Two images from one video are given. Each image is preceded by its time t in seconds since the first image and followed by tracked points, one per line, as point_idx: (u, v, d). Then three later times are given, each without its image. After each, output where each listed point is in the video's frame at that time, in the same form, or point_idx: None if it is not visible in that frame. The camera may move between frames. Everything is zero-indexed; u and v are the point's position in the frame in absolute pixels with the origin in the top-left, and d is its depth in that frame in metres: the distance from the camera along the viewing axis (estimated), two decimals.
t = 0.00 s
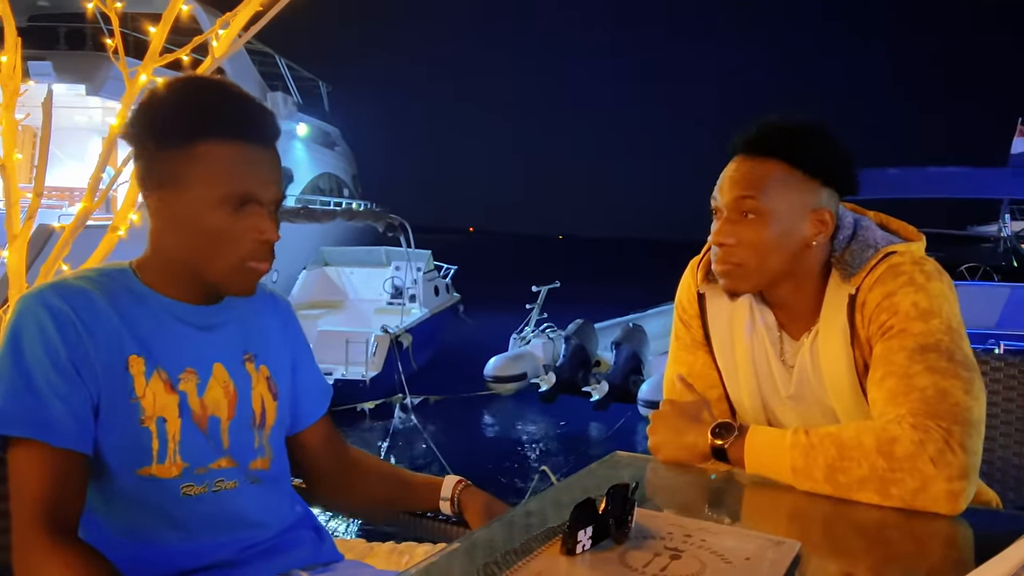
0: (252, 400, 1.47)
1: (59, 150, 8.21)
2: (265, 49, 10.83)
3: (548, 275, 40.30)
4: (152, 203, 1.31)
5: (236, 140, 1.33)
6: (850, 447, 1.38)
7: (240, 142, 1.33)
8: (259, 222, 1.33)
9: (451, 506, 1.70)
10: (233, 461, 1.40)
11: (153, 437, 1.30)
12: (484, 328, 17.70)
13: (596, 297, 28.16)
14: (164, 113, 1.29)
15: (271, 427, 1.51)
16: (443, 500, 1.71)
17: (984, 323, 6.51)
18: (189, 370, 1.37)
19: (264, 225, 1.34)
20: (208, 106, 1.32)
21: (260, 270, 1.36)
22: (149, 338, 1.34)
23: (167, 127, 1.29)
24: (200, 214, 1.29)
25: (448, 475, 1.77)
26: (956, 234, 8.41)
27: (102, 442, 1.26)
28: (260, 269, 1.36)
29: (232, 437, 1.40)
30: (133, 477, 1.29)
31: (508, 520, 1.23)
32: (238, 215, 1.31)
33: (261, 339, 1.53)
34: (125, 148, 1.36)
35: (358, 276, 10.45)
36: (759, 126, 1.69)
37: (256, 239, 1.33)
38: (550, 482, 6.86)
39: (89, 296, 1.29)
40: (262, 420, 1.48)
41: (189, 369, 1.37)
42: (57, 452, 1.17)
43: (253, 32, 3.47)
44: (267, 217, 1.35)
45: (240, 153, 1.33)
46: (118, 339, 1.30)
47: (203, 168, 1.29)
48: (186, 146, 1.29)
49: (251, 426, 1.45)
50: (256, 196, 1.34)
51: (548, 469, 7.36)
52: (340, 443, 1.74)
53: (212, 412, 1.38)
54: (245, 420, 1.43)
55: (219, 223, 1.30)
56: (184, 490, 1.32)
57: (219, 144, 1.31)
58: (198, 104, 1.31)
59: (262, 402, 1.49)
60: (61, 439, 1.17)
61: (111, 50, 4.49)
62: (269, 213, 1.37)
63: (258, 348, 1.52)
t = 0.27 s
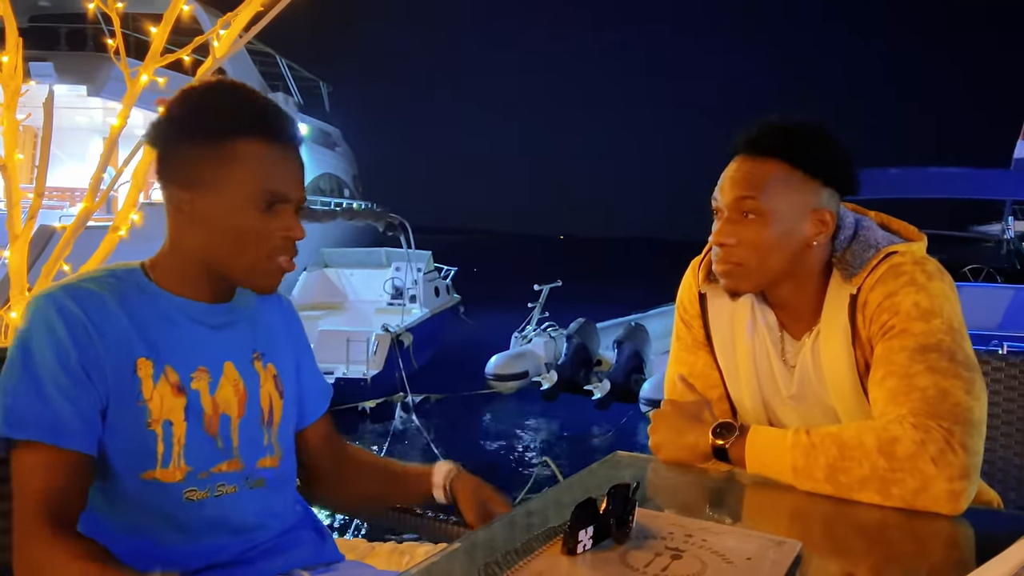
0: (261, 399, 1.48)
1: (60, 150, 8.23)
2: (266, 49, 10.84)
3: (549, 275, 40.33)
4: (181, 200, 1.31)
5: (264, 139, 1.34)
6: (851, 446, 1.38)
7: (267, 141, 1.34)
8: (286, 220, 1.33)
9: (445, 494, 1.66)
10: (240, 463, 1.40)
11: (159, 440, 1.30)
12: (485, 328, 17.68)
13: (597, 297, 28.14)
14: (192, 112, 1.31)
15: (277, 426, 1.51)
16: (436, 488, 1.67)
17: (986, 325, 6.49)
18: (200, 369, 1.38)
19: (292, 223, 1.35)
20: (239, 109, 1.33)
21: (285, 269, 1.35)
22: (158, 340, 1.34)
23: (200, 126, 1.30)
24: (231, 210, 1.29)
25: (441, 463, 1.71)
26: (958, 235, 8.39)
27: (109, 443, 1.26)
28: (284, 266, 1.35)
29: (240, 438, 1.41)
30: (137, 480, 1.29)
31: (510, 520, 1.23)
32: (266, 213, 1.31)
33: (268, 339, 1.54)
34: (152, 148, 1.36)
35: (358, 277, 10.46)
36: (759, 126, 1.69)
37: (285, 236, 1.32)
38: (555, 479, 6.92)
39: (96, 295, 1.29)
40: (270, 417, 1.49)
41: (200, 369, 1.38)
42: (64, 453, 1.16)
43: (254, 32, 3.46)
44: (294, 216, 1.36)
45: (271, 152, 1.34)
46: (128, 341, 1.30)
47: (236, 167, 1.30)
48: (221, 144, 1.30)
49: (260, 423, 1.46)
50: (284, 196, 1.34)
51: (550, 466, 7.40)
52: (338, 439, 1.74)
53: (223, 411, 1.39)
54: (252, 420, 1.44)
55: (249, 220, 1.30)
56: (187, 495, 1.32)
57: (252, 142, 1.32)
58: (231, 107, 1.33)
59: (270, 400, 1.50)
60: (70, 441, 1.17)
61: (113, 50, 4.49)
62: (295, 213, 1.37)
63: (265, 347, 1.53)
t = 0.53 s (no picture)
0: (266, 398, 1.48)
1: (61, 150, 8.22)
2: (267, 49, 10.83)
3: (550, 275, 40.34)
4: (185, 199, 1.30)
5: (267, 139, 1.32)
6: (852, 447, 1.38)
7: (272, 140, 1.32)
8: (288, 220, 1.31)
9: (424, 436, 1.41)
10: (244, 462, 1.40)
11: (168, 434, 1.30)
12: (486, 328, 17.66)
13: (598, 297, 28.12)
14: (198, 115, 1.30)
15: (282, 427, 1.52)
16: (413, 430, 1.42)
17: (989, 327, 6.49)
18: (209, 367, 1.38)
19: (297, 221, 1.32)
20: (240, 110, 1.31)
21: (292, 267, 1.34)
22: (169, 336, 1.34)
23: (201, 129, 1.29)
24: (232, 210, 1.27)
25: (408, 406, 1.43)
26: (960, 235, 8.38)
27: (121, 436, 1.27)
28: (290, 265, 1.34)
29: (245, 436, 1.41)
30: (147, 474, 1.29)
31: (512, 520, 1.23)
32: (268, 212, 1.29)
33: (275, 339, 1.55)
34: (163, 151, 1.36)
35: (357, 279, 10.54)
36: (760, 126, 1.68)
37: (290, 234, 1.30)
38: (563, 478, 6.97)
39: (112, 288, 1.29)
40: (275, 417, 1.49)
41: (209, 366, 1.38)
42: (98, 438, 1.12)
43: (254, 32, 3.46)
44: (299, 215, 1.34)
45: (273, 151, 1.31)
46: (143, 335, 1.30)
47: (237, 168, 1.28)
48: (227, 142, 1.29)
49: (265, 423, 1.46)
50: (287, 194, 1.32)
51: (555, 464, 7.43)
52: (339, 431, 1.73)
53: (229, 409, 1.39)
54: (257, 419, 1.44)
55: (252, 220, 1.28)
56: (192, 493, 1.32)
57: (254, 141, 1.30)
58: (233, 108, 1.31)
59: (275, 400, 1.51)
60: (116, 424, 1.15)
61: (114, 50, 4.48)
62: (299, 213, 1.35)
63: (272, 347, 1.54)
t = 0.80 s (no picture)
0: (278, 403, 1.47)
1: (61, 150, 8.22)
2: (267, 48, 10.84)
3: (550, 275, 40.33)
4: (201, 197, 1.30)
5: (286, 130, 1.31)
6: (853, 447, 1.38)
7: (290, 130, 1.31)
8: (309, 211, 1.30)
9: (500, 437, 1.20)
10: (252, 469, 1.40)
11: (174, 442, 1.31)
12: (487, 328, 17.64)
13: (599, 297, 28.09)
14: (207, 110, 1.29)
15: (290, 431, 1.51)
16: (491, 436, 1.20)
17: (990, 327, 6.49)
18: (221, 372, 1.37)
19: (313, 214, 1.31)
20: (257, 101, 1.30)
21: (313, 258, 1.33)
22: (181, 342, 1.34)
23: (216, 122, 1.28)
24: (248, 204, 1.27)
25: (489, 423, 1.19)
26: (961, 235, 8.39)
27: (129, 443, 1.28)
28: (311, 257, 1.33)
29: (257, 442, 1.41)
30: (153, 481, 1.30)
31: (513, 520, 1.23)
32: (289, 203, 1.29)
33: (287, 342, 1.54)
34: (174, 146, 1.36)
35: (357, 279, 10.46)
36: (759, 126, 1.68)
37: (306, 227, 1.29)
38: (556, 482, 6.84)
39: (118, 290, 1.29)
40: (285, 422, 1.49)
41: (221, 372, 1.38)
42: (122, 452, 1.16)
43: (255, 32, 3.46)
44: (316, 208, 1.33)
45: (288, 143, 1.30)
46: (153, 341, 1.30)
47: (255, 159, 1.27)
48: (238, 135, 1.28)
49: (276, 429, 1.46)
50: (307, 184, 1.31)
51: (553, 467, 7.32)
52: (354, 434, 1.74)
53: (242, 413, 1.39)
54: (268, 425, 1.43)
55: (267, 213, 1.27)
56: (196, 500, 1.34)
57: (265, 134, 1.28)
58: (252, 98, 1.31)
59: (287, 405, 1.50)
60: (129, 440, 1.17)
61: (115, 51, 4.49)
62: (318, 203, 1.34)
63: (285, 350, 1.53)
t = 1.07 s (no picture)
0: (285, 408, 1.48)
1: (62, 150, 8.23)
2: (267, 48, 10.85)
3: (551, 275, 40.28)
4: (213, 200, 1.30)
5: (299, 132, 1.31)
6: (854, 447, 1.38)
7: (303, 131, 1.32)
8: (321, 212, 1.29)
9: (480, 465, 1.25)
10: (253, 476, 1.41)
11: (178, 449, 1.32)
12: (488, 329, 17.63)
13: (600, 297, 28.07)
14: (218, 110, 1.29)
15: (294, 433, 1.52)
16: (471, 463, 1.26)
17: (992, 326, 6.46)
18: (228, 378, 1.38)
19: (325, 215, 1.30)
20: (270, 102, 1.30)
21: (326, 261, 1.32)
22: (189, 348, 1.34)
23: (228, 124, 1.28)
24: (259, 207, 1.27)
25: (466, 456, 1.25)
26: (962, 235, 8.36)
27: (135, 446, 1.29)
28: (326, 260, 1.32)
29: (262, 447, 1.43)
30: (157, 486, 1.32)
31: (513, 520, 1.23)
32: (299, 205, 1.28)
33: (296, 347, 1.54)
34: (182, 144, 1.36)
35: (357, 279, 10.46)
36: (759, 127, 1.69)
37: (316, 229, 1.29)
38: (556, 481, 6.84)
39: (124, 294, 1.28)
40: (290, 425, 1.50)
41: (228, 377, 1.38)
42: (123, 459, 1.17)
43: (255, 33, 3.46)
44: (328, 209, 1.32)
45: (300, 143, 1.30)
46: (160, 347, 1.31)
47: (269, 161, 1.28)
48: (251, 134, 1.28)
49: (281, 432, 1.47)
50: (321, 186, 1.31)
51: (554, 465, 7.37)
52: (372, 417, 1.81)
53: (247, 419, 1.40)
54: (274, 431, 1.44)
55: (280, 214, 1.27)
56: (200, 505, 1.35)
57: (278, 133, 1.29)
58: (266, 96, 1.31)
59: (293, 410, 1.51)
60: (135, 446, 1.18)
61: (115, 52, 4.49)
62: (330, 204, 1.33)
63: (293, 355, 1.53)
